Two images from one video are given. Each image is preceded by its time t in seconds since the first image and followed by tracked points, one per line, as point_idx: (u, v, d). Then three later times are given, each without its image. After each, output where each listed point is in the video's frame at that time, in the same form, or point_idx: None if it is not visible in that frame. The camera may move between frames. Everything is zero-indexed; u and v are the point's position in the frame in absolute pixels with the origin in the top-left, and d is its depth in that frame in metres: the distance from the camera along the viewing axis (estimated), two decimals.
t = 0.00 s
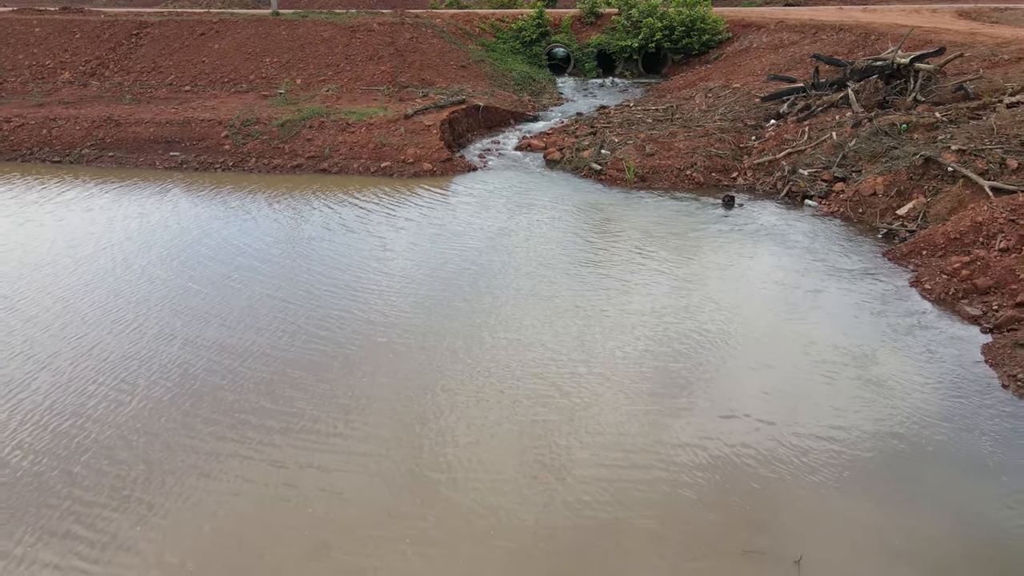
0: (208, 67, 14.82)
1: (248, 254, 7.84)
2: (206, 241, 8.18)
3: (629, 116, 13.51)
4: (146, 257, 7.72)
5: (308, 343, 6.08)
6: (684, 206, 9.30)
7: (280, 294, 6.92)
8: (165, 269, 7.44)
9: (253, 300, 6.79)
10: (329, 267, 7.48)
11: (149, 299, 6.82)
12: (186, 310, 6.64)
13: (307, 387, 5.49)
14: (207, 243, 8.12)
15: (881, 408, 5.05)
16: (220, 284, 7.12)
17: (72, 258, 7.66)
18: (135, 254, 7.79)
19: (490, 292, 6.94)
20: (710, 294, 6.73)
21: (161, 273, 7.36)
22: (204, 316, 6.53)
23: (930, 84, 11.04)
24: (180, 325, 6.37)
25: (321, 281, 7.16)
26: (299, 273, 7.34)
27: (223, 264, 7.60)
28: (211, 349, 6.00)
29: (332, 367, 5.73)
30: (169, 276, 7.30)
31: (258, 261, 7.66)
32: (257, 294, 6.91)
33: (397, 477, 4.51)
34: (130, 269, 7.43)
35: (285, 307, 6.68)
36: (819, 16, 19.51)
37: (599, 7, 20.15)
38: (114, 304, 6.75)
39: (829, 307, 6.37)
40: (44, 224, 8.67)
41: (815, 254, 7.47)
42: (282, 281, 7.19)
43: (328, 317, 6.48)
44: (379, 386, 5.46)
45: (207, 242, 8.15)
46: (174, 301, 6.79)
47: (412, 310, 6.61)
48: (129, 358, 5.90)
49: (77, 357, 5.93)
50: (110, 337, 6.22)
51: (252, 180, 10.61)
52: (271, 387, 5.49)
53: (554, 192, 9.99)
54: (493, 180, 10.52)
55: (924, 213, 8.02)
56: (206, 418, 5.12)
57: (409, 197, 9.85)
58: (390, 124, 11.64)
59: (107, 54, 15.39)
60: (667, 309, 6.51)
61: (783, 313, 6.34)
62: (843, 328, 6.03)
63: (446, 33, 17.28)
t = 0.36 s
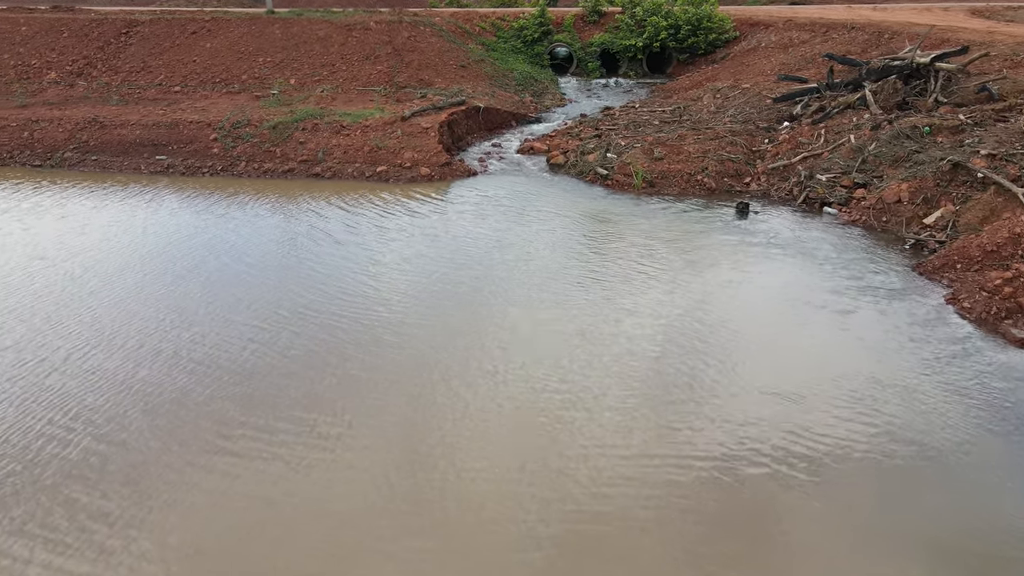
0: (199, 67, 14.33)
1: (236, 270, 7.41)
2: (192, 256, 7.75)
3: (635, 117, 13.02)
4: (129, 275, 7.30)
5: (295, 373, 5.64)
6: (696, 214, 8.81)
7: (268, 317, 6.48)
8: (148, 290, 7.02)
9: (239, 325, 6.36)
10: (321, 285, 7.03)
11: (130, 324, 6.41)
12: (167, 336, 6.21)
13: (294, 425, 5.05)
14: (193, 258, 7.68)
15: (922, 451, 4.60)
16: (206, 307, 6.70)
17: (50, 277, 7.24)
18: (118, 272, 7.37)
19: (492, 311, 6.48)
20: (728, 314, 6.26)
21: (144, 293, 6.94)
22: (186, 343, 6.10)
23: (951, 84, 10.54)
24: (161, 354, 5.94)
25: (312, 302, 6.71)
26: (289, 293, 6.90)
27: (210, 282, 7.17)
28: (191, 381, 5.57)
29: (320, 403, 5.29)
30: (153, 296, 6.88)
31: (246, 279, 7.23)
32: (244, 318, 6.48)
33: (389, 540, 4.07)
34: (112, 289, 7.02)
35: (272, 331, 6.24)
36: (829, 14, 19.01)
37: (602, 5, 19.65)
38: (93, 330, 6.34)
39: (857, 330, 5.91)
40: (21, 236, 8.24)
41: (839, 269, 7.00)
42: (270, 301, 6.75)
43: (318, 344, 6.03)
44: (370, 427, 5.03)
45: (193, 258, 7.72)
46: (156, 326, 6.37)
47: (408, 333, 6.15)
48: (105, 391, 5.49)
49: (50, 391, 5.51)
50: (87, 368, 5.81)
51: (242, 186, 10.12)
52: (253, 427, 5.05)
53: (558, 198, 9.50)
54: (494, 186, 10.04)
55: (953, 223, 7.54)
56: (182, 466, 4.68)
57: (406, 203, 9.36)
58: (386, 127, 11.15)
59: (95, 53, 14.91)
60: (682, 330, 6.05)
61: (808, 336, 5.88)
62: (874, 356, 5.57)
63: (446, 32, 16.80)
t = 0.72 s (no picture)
0: (189, 69, 13.82)
1: (219, 298, 6.95)
2: (174, 281, 7.29)
3: (641, 123, 12.51)
4: (106, 303, 6.83)
5: (282, 420, 5.19)
6: (709, 226, 8.27)
7: (252, 354, 6.03)
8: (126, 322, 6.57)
9: (220, 363, 5.90)
10: (309, 316, 6.58)
11: (106, 362, 5.97)
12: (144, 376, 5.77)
13: (273, 481, 4.56)
14: (175, 285, 7.23)
15: (978, 512, 4.11)
16: (187, 340, 6.23)
17: (23, 309, 6.78)
18: (95, 302, 6.92)
19: (493, 342, 5.99)
20: (749, 347, 5.79)
21: (121, 325, 6.48)
22: (164, 384, 5.64)
23: (976, 89, 9.98)
24: (136, 396, 5.50)
25: (300, 337, 6.27)
26: (276, 323, 6.44)
27: (192, 311, 6.70)
28: (167, 428, 5.13)
29: (305, 452, 4.79)
30: (130, 330, 6.43)
31: (229, 308, 6.76)
32: (228, 355, 6.03)
33: None
34: (88, 322, 6.56)
35: (257, 371, 5.80)
36: (839, 15, 18.50)
37: (606, 5, 19.13)
38: (65, 369, 5.89)
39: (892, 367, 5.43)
40: None
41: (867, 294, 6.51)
42: (255, 336, 6.29)
43: (307, 385, 5.58)
44: (361, 481, 4.54)
45: (174, 283, 7.25)
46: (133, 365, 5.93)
47: (403, 372, 5.71)
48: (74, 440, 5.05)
49: (16, 440, 5.09)
50: (57, 415, 5.36)
51: (228, 197, 9.59)
52: (232, 482, 4.57)
53: (562, 210, 8.98)
54: (495, 196, 9.53)
55: (989, 240, 7.00)
56: (153, 530, 4.21)
57: (400, 217, 8.85)
58: (381, 133, 10.63)
59: (81, 55, 14.40)
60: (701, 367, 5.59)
61: (838, 373, 5.38)
62: (912, 397, 5.09)
63: (445, 33, 16.28)
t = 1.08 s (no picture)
0: (179, 83, 13.35)
1: (197, 340, 6.44)
2: (149, 321, 6.77)
3: (648, 140, 12.05)
4: (75, 350, 6.36)
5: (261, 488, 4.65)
6: (724, 258, 7.79)
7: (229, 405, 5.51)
8: (95, 371, 6.06)
9: (194, 417, 5.38)
10: (294, 360, 6.08)
11: (72, 421, 5.46)
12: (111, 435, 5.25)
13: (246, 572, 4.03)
14: (148, 325, 6.71)
15: None
16: (157, 390, 5.74)
17: None
18: (63, 348, 6.41)
19: (495, 399, 5.50)
20: (772, 406, 5.33)
21: (90, 375, 5.99)
22: (132, 445, 5.13)
23: (1001, 107, 9.42)
24: (98, 459, 5.01)
25: (283, 384, 5.76)
26: (258, 371, 5.94)
27: (166, 355, 6.21)
28: (133, 502, 4.61)
29: (279, 533, 4.28)
30: (100, 381, 5.92)
31: (206, 351, 6.24)
32: (203, 407, 5.50)
33: None
34: (54, 370, 6.10)
35: (234, 426, 5.27)
36: (848, 24, 18.01)
37: (610, 13, 18.66)
38: (24, 428, 5.41)
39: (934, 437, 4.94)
40: None
41: (898, 343, 6.05)
42: (233, 383, 5.78)
43: (288, 444, 5.06)
44: (351, 573, 4.00)
45: (149, 324, 6.73)
46: (101, 421, 5.41)
47: (396, 429, 5.19)
48: (26, 514, 4.57)
49: None
50: (13, 485, 4.85)
51: (214, 223, 9.12)
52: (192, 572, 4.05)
53: (568, 237, 8.50)
54: (496, 222, 9.06)
55: None
56: None
57: (393, 247, 8.37)
58: (377, 153, 10.17)
59: (68, 67, 13.95)
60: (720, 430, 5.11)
61: (872, 443, 4.91)
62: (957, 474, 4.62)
63: (444, 44, 15.82)
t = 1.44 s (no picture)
0: (168, 96, 12.87)
1: (172, 388, 5.93)
2: (121, 366, 6.27)
3: (655, 157, 11.58)
4: (39, 398, 5.88)
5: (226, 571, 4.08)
6: (740, 293, 7.31)
7: (201, 465, 4.99)
8: (58, 425, 5.55)
9: (162, 478, 4.87)
10: (275, 410, 5.57)
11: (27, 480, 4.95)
12: (69, 502, 4.73)
13: None
14: (120, 371, 6.21)
15: None
16: (123, 446, 5.23)
17: None
18: (27, 397, 5.91)
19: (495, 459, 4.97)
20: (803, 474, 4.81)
21: (52, 428, 5.50)
22: (91, 512, 4.61)
23: None
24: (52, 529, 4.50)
25: (261, 438, 5.24)
26: (237, 423, 5.43)
27: (137, 404, 5.72)
28: None
29: None
30: (63, 435, 5.42)
31: (180, 401, 5.74)
32: (174, 466, 4.98)
33: None
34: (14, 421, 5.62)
35: (201, 490, 4.73)
36: (859, 32, 17.52)
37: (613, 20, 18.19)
38: None
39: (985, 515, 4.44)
40: None
41: (935, 397, 5.56)
42: (208, 439, 5.26)
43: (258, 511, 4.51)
44: None
45: (121, 369, 6.23)
46: (59, 485, 4.90)
47: (376, 491, 4.65)
48: None
49: None
50: None
51: (197, 249, 8.62)
52: None
53: (573, 266, 8.02)
54: (497, 249, 8.59)
55: None
56: None
57: (386, 277, 7.86)
58: (372, 173, 9.70)
59: (54, 79, 13.48)
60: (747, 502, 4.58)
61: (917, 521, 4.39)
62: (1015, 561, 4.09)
63: (443, 53, 15.35)
